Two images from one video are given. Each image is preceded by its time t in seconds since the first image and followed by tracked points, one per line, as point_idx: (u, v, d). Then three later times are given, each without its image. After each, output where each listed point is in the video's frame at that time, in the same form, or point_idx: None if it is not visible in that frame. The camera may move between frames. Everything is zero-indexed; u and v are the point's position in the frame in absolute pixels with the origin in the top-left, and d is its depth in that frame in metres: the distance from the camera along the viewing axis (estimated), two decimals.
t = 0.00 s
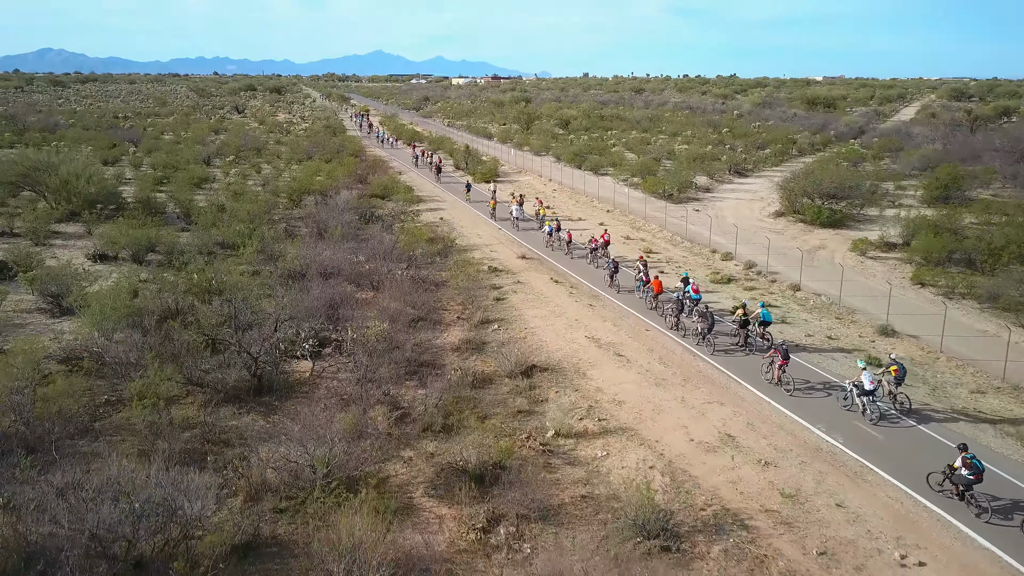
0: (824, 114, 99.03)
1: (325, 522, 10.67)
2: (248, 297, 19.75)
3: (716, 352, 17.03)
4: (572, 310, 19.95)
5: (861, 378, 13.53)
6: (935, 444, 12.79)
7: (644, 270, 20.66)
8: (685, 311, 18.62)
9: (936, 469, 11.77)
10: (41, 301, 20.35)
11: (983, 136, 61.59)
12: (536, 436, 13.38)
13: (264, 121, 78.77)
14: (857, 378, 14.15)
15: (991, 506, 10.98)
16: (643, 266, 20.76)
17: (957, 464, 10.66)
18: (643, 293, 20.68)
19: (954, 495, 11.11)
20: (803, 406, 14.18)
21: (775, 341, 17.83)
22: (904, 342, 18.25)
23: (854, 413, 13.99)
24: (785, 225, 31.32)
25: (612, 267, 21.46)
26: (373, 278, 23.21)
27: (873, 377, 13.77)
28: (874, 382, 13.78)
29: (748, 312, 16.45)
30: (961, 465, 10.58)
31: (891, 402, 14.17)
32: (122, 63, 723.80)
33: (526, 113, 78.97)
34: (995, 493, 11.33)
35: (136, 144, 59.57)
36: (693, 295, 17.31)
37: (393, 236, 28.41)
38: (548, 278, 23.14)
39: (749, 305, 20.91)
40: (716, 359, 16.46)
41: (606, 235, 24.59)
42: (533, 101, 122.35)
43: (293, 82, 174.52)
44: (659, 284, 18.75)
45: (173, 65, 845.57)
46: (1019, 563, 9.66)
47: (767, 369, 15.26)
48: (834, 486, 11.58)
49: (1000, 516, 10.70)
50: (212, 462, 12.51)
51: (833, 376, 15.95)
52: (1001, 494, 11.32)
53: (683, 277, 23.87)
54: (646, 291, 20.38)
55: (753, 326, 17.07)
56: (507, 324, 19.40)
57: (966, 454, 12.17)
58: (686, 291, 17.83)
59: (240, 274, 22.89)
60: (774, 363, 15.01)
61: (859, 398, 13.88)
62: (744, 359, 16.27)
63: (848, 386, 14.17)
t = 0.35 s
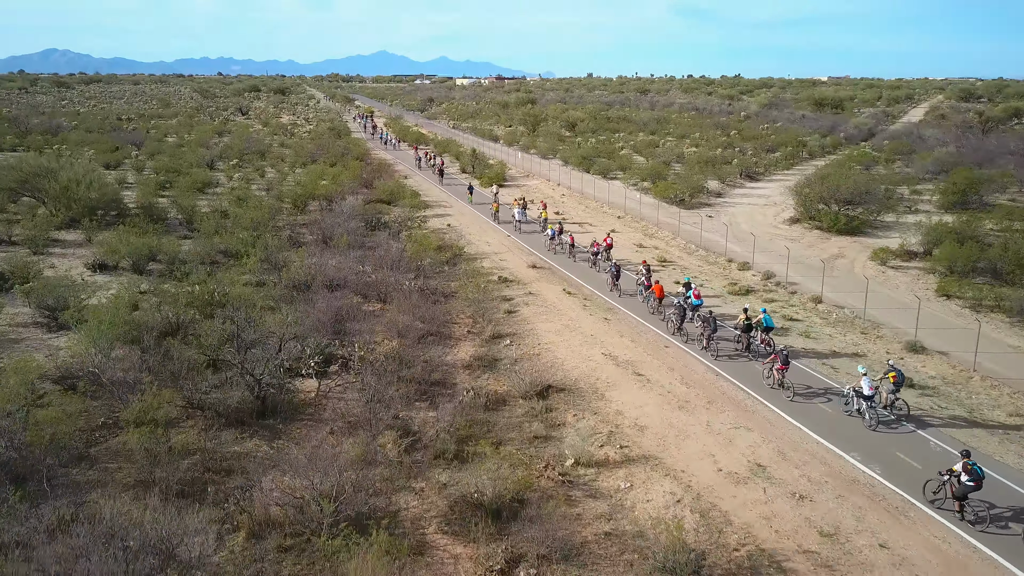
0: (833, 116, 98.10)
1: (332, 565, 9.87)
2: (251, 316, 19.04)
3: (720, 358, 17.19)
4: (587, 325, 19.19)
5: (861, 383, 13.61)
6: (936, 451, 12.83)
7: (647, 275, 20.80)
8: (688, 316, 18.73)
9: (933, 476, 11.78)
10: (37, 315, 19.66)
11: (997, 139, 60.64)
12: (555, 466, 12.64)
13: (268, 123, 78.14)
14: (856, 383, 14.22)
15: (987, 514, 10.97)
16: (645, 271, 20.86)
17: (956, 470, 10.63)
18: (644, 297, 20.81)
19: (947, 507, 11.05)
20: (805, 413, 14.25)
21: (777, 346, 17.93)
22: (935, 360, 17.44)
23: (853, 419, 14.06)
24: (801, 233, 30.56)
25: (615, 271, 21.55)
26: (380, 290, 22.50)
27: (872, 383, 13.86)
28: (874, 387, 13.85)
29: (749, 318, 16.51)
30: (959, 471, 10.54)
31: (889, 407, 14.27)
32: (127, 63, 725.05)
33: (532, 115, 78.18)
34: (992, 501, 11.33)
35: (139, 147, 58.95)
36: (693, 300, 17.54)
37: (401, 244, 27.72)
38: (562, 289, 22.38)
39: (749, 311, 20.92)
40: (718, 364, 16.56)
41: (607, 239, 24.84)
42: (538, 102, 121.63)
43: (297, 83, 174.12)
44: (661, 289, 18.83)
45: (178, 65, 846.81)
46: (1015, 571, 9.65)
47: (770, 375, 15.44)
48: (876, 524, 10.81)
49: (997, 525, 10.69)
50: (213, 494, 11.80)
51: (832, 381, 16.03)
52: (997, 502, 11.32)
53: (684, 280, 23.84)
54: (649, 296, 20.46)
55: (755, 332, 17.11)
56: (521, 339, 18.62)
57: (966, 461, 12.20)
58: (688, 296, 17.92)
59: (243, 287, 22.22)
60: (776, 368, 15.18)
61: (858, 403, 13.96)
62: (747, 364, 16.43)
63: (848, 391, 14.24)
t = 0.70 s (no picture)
0: (840, 118, 97.24)
1: None
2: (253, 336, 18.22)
3: (721, 364, 17.24)
4: (602, 342, 18.35)
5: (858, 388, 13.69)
6: (935, 456, 12.87)
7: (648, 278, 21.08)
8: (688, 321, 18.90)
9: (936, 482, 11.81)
10: (29, 332, 18.87)
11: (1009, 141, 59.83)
12: (574, 500, 11.85)
13: (270, 125, 77.39)
14: (854, 389, 14.31)
15: (989, 518, 11.06)
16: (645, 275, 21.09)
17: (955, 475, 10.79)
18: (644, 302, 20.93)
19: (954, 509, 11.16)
20: (804, 419, 14.24)
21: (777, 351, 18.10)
22: (969, 380, 16.61)
23: (852, 424, 14.11)
24: (816, 241, 29.80)
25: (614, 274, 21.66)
26: (386, 303, 21.76)
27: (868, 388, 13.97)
28: (870, 392, 13.95)
29: (750, 323, 16.68)
30: (959, 477, 10.71)
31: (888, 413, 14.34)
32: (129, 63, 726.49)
33: (537, 117, 77.38)
34: (994, 505, 11.41)
35: (139, 150, 58.24)
36: (692, 305, 17.91)
37: (406, 253, 26.98)
38: (574, 302, 21.57)
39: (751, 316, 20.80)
40: (717, 368, 16.61)
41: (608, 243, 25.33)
42: (541, 103, 120.92)
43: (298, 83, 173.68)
44: (660, 294, 18.91)
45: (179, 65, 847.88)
46: None
47: (768, 381, 15.48)
48: (927, 568, 9.97)
49: (999, 530, 10.77)
50: (211, 533, 11.02)
51: (831, 385, 16.06)
52: (1000, 506, 11.40)
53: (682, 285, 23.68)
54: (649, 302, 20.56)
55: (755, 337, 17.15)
56: (533, 357, 17.76)
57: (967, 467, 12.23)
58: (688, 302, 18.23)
59: (244, 300, 21.47)
60: (774, 374, 15.23)
61: (857, 409, 14.03)
62: (747, 368, 16.51)
63: (845, 396, 14.31)
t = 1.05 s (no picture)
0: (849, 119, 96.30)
1: None
2: (256, 354, 17.48)
3: (723, 368, 17.30)
4: (620, 360, 17.51)
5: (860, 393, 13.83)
6: (937, 462, 12.90)
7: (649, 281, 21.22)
8: (690, 326, 19.00)
9: (941, 489, 11.83)
10: (24, 347, 18.13)
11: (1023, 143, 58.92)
12: (599, 536, 11.08)
13: (273, 127, 76.69)
14: (856, 393, 14.44)
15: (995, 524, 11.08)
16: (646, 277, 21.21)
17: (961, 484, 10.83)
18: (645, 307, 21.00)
19: (959, 514, 11.22)
20: (807, 426, 14.24)
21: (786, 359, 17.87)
22: (1005, 400, 15.83)
23: (853, 428, 14.23)
24: (834, 248, 29.02)
25: (616, 277, 21.81)
26: (393, 315, 21.04)
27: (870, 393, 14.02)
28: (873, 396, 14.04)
29: (751, 326, 16.78)
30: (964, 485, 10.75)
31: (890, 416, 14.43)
32: (132, 63, 727.09)
33: (542, 119, 76.62)
34: (999, 510, 11.44)
35: (141, 153, 57.54)
36: (693, 308, 18.04)
37: (414, 262, 26.28)
38: (587, 314, 20.79)
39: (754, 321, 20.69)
40: (720, 374, 16.66)
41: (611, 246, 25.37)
42: (546, 104, 120.09)
43: (302, 84, 172.91)
44: (660, 297, 19.01)
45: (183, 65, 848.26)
46: None
47: (769, 385, 15.55)
48: None
49: (1006, 535, 10.79)
50: (211, 572, 10.26)
51: (832, 389, 16.16)
52: (1005, 511, 11.43)
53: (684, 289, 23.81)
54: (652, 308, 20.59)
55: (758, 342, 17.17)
56: (548, 375, 16.99)
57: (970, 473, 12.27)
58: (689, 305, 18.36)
59: (247, 314, 20.76)
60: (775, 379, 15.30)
61: (858, 413, 14.17)
62: (748, 373, 16.58)
63: (847, 400, 14.44)
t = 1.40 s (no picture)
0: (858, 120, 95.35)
1: None
2: (259, 378, 16.63)
3: (726, 372, 17.30)
4: (642, 380, 16.59)
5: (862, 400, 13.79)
6: (940, 468, 12.86)
7: (652, 284, 21.21)
8: (694, 330, 19.02)
9: (940, 496, 11.79)
10: (17, 364, 17.27)
11: None
12: None
13: (279, 129, 75.92)
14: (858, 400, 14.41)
15: (995, 531, 11.02)
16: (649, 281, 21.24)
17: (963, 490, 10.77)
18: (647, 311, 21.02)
19: (958, 522, 11.16)
20: (812, 435, 14.12)
21: (815, 380, 16.93)
22: None
23: (855, 434, 14.20)
24: (854, 257, 28.16)
25: (618, 280, 21.85)
26: (402, 330, 20.20)
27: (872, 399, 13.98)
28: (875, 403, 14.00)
29: (754, 331, 16.80)
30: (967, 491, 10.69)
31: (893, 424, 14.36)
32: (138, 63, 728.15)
33: (550, 120, 75.76)
34: (1000, 518, 11.38)
35: (144, 155, 56.79)
36: (697, 313, 18.04)
37: (422, 273, 25.52)
38: (603, 328, 19.93)
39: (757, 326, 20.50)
40: (722, 379, 16.67)
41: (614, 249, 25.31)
42: (552, 105, 119.09)
43: (306, 84, 172.28)
44: (662, 299, 19.05)
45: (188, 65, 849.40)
46: None
47: (770, 390, 15.58)
48: None
49: (1005, 543, 10.74)
50: None
51: (834, 395, 16.15)
52: (1006, 519, 11.36)
53: (688, 292, 23.84)
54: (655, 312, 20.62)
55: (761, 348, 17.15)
56: (567, 396, 16.13)
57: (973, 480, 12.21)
58: (693, 309, 18.36)
59: (251, 329, 19.99)
60: (776, 384, 15.33)
61: (860, 420, 14.13)
62: (751, 378, 16.57)
63: (850, 407, 14.41)
